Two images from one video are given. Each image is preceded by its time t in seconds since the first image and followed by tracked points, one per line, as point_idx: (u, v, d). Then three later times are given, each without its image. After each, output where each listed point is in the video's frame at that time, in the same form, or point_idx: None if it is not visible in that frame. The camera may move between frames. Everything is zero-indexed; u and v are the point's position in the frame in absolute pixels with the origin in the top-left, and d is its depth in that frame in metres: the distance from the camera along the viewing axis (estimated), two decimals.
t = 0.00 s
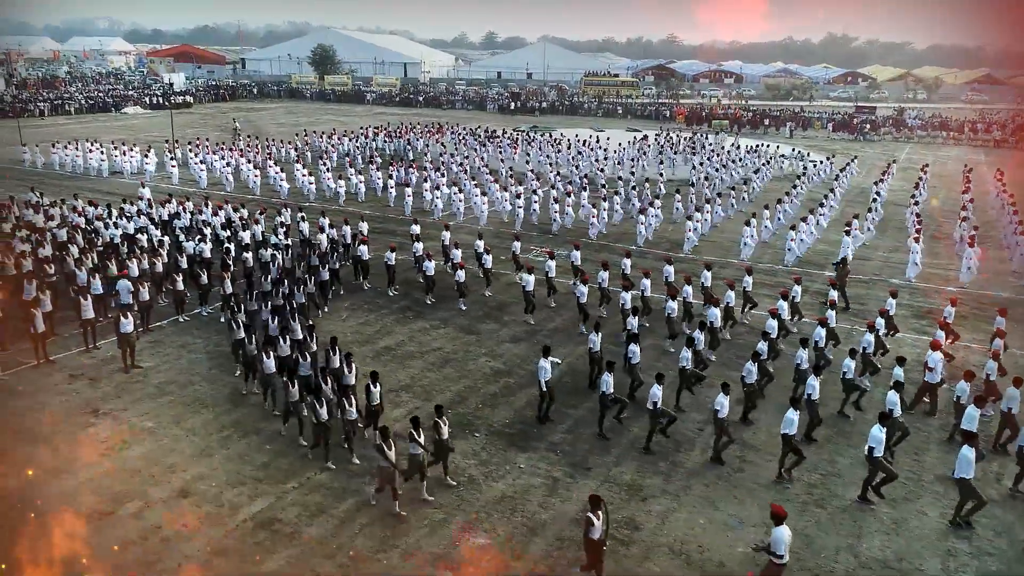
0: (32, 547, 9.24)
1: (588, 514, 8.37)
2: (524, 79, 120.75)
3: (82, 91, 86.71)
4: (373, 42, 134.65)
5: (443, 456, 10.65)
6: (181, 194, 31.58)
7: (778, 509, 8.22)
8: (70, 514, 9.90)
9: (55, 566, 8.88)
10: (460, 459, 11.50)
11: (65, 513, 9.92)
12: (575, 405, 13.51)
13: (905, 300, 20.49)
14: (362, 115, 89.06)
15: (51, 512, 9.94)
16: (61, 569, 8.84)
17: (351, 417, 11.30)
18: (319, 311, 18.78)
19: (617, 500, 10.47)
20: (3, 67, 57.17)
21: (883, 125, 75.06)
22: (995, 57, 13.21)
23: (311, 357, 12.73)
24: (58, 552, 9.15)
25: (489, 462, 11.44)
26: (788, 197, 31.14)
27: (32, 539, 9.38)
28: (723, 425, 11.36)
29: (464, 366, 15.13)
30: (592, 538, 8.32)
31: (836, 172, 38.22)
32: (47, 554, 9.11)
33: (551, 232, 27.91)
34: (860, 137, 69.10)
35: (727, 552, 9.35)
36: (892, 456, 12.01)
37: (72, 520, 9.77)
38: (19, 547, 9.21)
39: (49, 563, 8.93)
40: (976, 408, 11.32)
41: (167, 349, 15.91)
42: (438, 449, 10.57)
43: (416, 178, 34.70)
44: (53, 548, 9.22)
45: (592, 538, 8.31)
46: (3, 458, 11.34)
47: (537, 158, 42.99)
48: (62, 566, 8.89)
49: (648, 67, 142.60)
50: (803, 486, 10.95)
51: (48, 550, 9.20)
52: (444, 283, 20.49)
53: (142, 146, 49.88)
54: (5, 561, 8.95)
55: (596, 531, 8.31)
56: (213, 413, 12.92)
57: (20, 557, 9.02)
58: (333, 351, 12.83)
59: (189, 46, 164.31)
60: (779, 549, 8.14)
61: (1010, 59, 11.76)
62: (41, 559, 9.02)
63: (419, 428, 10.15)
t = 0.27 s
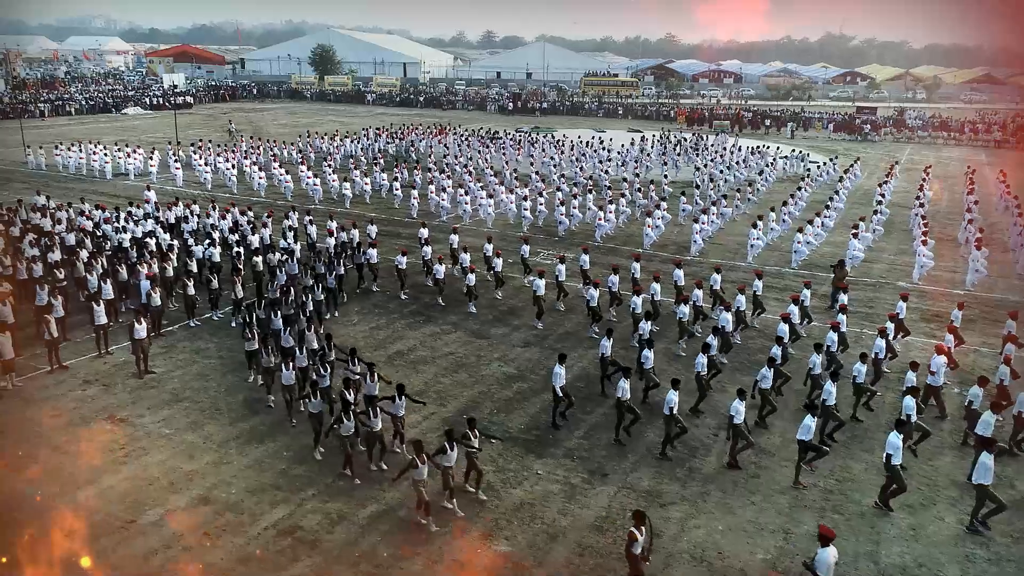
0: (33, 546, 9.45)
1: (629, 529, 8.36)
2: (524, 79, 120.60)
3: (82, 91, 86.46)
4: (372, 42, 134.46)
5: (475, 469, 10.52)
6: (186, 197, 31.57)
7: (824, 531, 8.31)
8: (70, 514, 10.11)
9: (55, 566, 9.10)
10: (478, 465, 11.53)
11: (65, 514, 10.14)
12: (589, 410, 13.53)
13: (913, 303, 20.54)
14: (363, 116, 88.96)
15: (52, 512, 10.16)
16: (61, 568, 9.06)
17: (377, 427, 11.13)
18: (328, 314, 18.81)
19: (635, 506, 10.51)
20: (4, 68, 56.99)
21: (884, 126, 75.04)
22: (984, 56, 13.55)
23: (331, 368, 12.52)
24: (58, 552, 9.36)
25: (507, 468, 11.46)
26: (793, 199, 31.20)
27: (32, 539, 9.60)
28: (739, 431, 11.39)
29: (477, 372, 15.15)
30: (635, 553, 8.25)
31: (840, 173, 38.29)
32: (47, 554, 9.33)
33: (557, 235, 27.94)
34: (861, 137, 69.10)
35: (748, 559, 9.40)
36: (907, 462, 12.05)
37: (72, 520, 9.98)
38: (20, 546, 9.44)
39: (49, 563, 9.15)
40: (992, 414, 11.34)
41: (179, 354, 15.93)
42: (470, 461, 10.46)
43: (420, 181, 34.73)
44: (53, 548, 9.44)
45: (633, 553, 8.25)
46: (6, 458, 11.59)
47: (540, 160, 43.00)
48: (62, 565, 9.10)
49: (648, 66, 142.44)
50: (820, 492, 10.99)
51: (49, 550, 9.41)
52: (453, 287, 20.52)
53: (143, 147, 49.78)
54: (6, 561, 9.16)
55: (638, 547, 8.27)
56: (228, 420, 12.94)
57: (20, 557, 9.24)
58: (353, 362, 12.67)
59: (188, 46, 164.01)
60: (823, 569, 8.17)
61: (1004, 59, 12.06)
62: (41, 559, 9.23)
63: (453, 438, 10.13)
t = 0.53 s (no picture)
0: (33, 545, 9.64)
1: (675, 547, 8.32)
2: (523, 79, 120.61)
3: (81, 92, 86.28)
4: (370, 42, 134.22)
5: (505, 484, 10.47)
6: (191, 199, 31.59)
7: (871, 548, 8.13)
8: (70, 515, 10.30)
9: (54, 566, 9.27)
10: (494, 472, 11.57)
11: (65, 514, 10.32)
12: (602, 416, 13.58)
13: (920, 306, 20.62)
14: (362, 116, 88.82)
15: (52, 512, 10.34)
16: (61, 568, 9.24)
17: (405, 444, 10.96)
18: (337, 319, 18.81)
19: (652, 512, 10.56)
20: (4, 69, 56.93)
21: (884, 127, 75.19)
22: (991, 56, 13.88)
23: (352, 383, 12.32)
24: (58, 552, 9.55)
25: (523, 476, 11.49)
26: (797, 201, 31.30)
27: (32, 538, 9.79)
28: (755, 437, 11.44)
29: (489, 377, 15.19)
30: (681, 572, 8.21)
31: (842, 175, 38.43)
32: (47, 553, 9.51)
33: (562, 237, 28.00)
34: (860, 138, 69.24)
35: (766, 565, 9.46)
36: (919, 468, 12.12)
37: (72, 521, 10.17)
38: (20, 545, 9.62)
39: (49, 563, 9.33)
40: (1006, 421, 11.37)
41: (190, 360, 15.95)
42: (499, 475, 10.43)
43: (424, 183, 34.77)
44: (53, 547, 9.63)
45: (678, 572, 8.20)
46: (6, 458, 11.77)
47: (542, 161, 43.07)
48: (61, 565, 9.29)
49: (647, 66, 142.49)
50: (835, 498, 11.05)
51: (49, 549, 9.60)
52: (462, 292, 20.54)
53: (144, 148, 49.67)
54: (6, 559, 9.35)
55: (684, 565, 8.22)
56: (243, 426, 12.96)
57: (21, 555, 9.43)
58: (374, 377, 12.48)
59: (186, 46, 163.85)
60: None
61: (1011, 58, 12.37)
62: (41, 558, 9.42)
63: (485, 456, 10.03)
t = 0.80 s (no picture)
0: (34, 546, 9.80)
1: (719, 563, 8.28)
2: (521, 79, 120.43)
3: (77, 93, 85.82)
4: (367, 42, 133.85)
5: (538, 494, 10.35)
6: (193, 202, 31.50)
7: (918, 566, 8.26)
8: (70, 515, 10.45)
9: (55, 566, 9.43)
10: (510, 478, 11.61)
11: (65, 515, 10.47)
12: (615, 421, 13.64)
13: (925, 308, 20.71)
14: (360, 116, 88.67)
15: (52, 514, 10.49)
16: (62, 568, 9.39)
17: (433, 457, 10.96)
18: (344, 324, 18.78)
19: (669, 518, 10.63)
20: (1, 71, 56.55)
21: (882, 127, 75.32)
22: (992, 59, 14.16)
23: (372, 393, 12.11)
24: (58, 552, 9.69)
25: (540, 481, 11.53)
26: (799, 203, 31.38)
27: (33, 539, 9.95)
28: (769, 441, 11.51)
29: (500, 382, 15.22)
30: None
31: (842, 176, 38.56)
32: (47, 554, 9.66)
33: (566, 240, 28.03)
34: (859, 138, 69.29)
35: (784, 571, 9.52)
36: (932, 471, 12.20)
37: (72, 521, 10.32)
38: (20, 546, 9.77)
39: (50, 563, 9.48)
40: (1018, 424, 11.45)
41: (201, 365, 15.95)
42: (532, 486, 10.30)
43: (426, 185, 34.75)
44: (53, 548, 9.78)
45: None
46: (6, 460, 11.91)
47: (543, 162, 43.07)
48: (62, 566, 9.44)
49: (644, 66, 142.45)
50: (850, 503, 11.12)
51: (49, 550, 9.75)
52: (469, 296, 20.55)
53: (143, 150, 49.48)
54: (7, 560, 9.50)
55: None
56: (257, 433, 12.97)
57: (22, 555, 9.60)
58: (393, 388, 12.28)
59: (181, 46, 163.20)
60: None
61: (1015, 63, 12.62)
62: (41, 558, 9.58)
63: (518, 469, 10.02)
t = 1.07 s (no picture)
0: (36, 548, 9.94)
1: None
2: (518, 79, 120.39)
3: (73, 94, 85.42)
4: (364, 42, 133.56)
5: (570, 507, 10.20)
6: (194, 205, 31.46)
7: None
8: (71, 517, 10.60)
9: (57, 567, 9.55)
10: (524, 484, 11.66)
11: (66, 517, 10.62)
12: (626, 425, 13.69)
13: (928, 311, 20.82)
14: (358, 117, 88.51)
15: (53, 516, 10.63)
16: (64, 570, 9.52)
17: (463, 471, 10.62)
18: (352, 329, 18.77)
19: (684, 523, 10.71)
20: None
21: (879, 128, 75.54)
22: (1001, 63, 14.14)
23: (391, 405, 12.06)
24: (60, 554, 9.82)
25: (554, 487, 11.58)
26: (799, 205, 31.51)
27: (33, 541, 10.07)
28: (782, 448, 11.55)
29: (510, 386, 15.26)
30: None
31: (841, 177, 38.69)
32: (49, 555, 9.80)
33: (569, 242, 28.08)
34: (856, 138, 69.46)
35: None
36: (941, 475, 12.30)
37: (73, 523, 10.47)
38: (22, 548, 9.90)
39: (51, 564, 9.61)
40: None
41: (210, 370, 15.96)
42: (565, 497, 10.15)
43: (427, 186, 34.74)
44: (54, 549, 9.91)
45: None
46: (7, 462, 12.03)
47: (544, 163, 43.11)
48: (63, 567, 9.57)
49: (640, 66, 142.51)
50: (862, 508, 11.21)
51: (50, 551, 9.88)
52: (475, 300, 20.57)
53: (142, 152, 49.31)
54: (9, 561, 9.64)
55: None
56: (270, 439, 12.99)
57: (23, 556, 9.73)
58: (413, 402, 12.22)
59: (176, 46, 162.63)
60: None
61: None
62: (43, 560, 9.71)
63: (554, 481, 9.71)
